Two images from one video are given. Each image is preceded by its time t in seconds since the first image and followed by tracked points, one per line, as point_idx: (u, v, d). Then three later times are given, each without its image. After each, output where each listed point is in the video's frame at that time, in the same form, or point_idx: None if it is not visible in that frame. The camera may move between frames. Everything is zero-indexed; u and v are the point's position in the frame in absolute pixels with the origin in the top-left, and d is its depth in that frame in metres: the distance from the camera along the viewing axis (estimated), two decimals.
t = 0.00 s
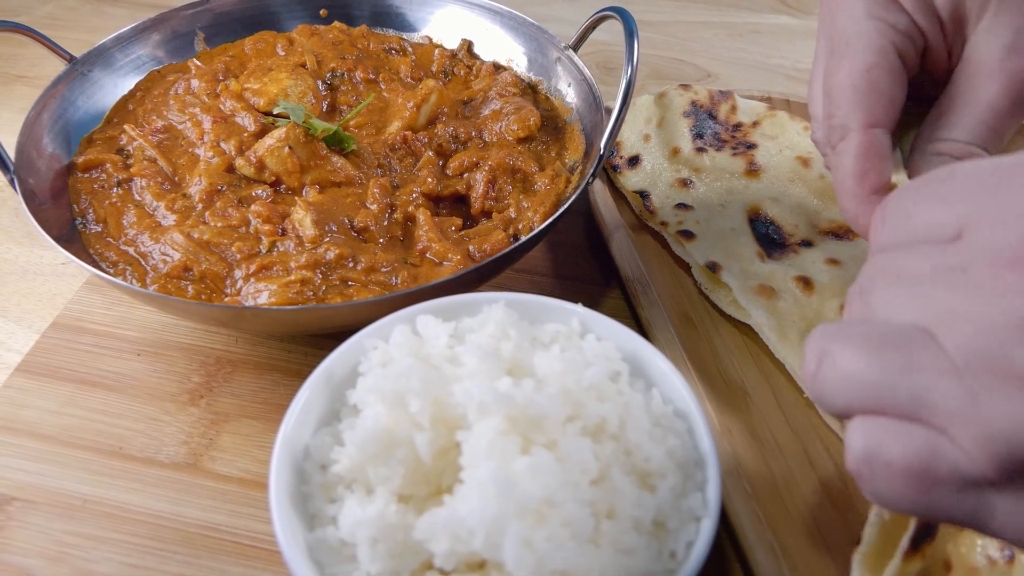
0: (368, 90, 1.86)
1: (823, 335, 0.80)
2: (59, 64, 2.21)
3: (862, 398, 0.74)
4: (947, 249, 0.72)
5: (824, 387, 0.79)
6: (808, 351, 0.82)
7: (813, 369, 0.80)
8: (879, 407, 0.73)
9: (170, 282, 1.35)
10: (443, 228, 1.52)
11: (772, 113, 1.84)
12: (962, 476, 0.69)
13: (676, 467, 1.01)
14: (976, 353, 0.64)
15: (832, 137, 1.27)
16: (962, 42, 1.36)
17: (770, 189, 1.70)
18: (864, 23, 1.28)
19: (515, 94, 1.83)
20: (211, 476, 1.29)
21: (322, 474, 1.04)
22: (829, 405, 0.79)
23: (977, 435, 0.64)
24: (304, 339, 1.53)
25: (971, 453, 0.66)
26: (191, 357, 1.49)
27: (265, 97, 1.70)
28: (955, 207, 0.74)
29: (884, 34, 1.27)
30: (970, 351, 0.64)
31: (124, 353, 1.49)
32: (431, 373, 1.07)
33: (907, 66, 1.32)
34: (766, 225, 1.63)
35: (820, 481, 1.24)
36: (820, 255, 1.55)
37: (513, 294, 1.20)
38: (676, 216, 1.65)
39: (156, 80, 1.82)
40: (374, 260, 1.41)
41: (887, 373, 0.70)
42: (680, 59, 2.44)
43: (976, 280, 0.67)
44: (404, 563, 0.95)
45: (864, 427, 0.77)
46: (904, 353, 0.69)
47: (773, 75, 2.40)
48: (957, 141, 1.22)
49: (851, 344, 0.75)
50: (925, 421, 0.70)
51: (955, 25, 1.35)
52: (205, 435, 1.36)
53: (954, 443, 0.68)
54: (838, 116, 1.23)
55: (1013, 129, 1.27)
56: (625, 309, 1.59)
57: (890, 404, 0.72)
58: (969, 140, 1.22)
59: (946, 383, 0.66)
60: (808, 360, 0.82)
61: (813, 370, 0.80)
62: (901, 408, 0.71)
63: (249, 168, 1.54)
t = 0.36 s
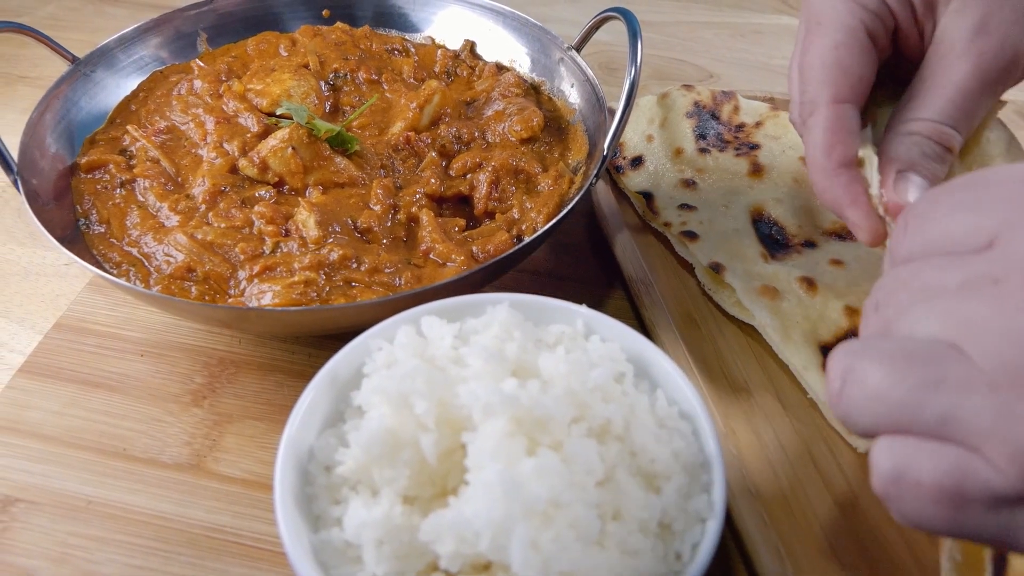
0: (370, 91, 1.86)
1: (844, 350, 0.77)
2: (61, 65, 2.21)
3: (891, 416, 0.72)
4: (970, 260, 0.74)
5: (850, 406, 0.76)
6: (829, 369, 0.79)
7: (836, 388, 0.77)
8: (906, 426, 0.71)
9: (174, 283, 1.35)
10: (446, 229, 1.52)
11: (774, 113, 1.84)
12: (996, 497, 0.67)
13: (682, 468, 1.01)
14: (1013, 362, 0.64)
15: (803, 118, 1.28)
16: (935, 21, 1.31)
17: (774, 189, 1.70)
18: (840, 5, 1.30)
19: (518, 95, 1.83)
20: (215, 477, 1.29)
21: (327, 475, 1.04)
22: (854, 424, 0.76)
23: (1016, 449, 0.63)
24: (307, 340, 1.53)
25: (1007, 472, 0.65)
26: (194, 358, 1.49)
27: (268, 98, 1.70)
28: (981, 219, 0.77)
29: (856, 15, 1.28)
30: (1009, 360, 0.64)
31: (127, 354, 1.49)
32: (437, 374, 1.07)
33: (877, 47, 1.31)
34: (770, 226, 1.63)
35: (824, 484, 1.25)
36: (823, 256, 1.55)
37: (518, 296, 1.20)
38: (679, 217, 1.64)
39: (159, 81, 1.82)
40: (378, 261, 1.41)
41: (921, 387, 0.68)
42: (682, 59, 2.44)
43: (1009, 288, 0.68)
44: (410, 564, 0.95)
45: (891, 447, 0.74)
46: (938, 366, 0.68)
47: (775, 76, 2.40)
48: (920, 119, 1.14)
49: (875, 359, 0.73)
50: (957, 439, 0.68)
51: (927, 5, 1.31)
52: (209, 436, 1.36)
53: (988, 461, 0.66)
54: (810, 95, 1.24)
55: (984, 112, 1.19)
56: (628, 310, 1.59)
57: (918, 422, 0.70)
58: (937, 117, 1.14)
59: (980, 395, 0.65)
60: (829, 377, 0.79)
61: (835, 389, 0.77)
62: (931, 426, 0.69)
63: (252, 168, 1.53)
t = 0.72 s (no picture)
0: (373, 91, 1.85)
1: (875, 353, 0.87)
2: (63, 65, 2.21)
3: (923, 416, 0.82)
4: (991, 257, 0.88)
5: (881, 406, 0.86)
6: (858, 372, 0.89)
7: (867, 389, 0.87)
8: (942, 425, 0.81)
9: (177, 284, 1.35)
10: (449, 229, 1.52)
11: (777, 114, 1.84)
12: None
13: (687, 470, 1.01)
14: None
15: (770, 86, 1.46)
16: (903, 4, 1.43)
17: (777, 190, 1.70)
18: None
19: (521, 95, 1.83)
20: (218, 478, 1.29)
21: (331, 476, 1.03)
22: (885, 424, 0.87)
23: None
24: (311, 340, 1.53)
25: None
26: (197, 358, 1.49)
27: (271, 99, 1.70)
28: (1001, 224, 0.93)
29: None
30: None
31: (130, 354, 1.49)
32: (441, 376, 1.07)
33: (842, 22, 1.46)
34: (772, 227, 1.63)
35: (829, 484, 1.25)
36: (827, 257, 1.55)
37: (522, 296, 1.20)
38: (682, 217, 1.64)
39: (162, 81, 1.82)
40: (381, 262, 1.41)
41: (955, 389, 0.79)
42: (684, 59, 2.44)
43: None
44: (415, 566, 0.95)
45: (925, 446, 0.84)
46: (970, 367, 0.78)
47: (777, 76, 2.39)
48: (878, 94, 1.21)
49: (908, 362, 0.83)
50: (990, 437, 0.78)
51: None
52: (212, 437, 1.36)
53: None
54: (775, 68, 1.42)
55: (941, 95, 1.27)
56: (631, 310, 1.59)
57: (955, 421, 0.79)
58: (893, 94, 1.21)
59: (1013, 393, 0.76)
60: (858, 378, 0.89)
61: (867, 391, 0.87)
62: (968, 426, 0.79)
63: (255, 169, 1.53)
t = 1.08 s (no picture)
0: (376, 92, 1.85)
1: (891, 412, 0.91)
2: (65, 66, 2.21)
3: (942, 478, 0.85)
4: (1005, 316, 0.93)
5: (899, 465, 0.89)
6: (875, 430, 0.93)
7: (884, 448, 0.91)
8: (963, 489, 0.84)
9: (180, 285, 1.35)
10: (453, 230, 1.52)
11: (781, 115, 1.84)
12: None
13: (692, 470, 1.01)
14: None
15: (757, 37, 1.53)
16: None
17: (780, 191, 1.70)
18: None
19: (524, 96, 1.82)
20: (221, 479, 1.29)
21: (336, 478, 1.03)
22: (902, 483, 0.90)
23: None
24: (314, 341, 1.53)
25: None
26: (200, 359, 1.49)
27: (274, 99, 1.70)
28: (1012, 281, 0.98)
29: None
30: None
31: (133, 355, 1.49)
32: (446, 377, 1.07)
33: None
34: (775, 227, 1.63)
35: (833, 486, 1.25)
36: (830, 258, 1.55)
37: (526, 298, 1.20)
38: (685, 218, 1.64)
39: (165, 81, 1.82)
40: (384, 263, 1.41)
41: (979, 455, 0.82)
42: (686, 59, 2.44)
43: None
44: (420, 567, 0.95)
45: (946, 508, 0.88)
46: (993, 433, 0.82)
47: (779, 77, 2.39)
48: (862, 52, 1.25)
49: (927, 422, 0.87)
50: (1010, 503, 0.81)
51: None
52: (215, 438, 1.35)
53: None
54: (762, 17, 1.50)
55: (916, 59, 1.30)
56: (634, 311, 1.59)
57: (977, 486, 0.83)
58: (875, 52, 1.24)
59: None
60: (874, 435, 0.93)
61: (884, 449, 0.91)
62: (991, 492, 0.82)
63: (259, 170, 1.54)
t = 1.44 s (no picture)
0: (379, 92, 1.85)
1: (897, 420, 0.91)
2: (68, 66, 2.21)
3: (949, 488, 0.86)
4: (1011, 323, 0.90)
5: (905, 474, 0.90)
6: (879, 435, 0.93)
7: (890, 457, 0.91)
8: (967, 500, 0.85)
9: (184, 286, 1.35)
10: (456, 231, 1.52)
11: (784, 116, 1.84)
12: None
13: (698, 472, 1.01)
14: None
15: None
16: None
17: (784, 192, 1.70)
18: None
19: (527, 97, 1.82)
20: (225, 480, 1.29)
21: (341, 479, 1.03)
22: (906, 491, 0.91)
23: None
24: (317, 343, 1.53)
25: None
26: (204, 360, 1.49)
27: (277, 100, 1.70)
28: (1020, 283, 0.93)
29: None
30: None
31: (136, 355, 1.49)
32: (451, 379, 1.07)
33: None
34: (779, 228, 1.63)
35: (837, 486, 1.25)
36: (834, 259, 1.55)
37: (531, 298, 1.20)
38: (689, 219, 1.64)
39: (168, 82, 1.81)
40: (388, 264, 1.41)
41: (984, 470, 0.83)
42: (689, 60, 2.44)
43: None
44: (426, 569, 0.95)
45: (949, 517, 0.90)
46: (1001, 451, 0.82)
47: (782, 77, 2.39)
48: None
49: (932, 437, 0.86)
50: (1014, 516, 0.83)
51: None
52: (219, 439, 1.35)
53: None
54: None
55: None
56: (638, 311, 1.59)
57: (981, 500, 0.84)
58: None
59: None
60: (875, 442, 0.93)
61: (890, 456, 0.90)
62: (995, 506, 0.84)
63: (262, 171, 1.54)
